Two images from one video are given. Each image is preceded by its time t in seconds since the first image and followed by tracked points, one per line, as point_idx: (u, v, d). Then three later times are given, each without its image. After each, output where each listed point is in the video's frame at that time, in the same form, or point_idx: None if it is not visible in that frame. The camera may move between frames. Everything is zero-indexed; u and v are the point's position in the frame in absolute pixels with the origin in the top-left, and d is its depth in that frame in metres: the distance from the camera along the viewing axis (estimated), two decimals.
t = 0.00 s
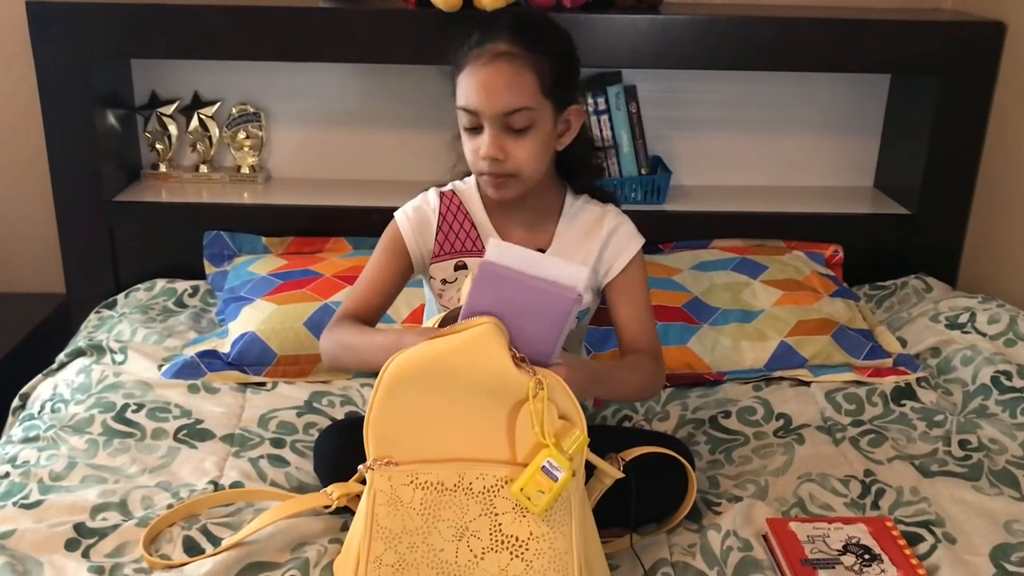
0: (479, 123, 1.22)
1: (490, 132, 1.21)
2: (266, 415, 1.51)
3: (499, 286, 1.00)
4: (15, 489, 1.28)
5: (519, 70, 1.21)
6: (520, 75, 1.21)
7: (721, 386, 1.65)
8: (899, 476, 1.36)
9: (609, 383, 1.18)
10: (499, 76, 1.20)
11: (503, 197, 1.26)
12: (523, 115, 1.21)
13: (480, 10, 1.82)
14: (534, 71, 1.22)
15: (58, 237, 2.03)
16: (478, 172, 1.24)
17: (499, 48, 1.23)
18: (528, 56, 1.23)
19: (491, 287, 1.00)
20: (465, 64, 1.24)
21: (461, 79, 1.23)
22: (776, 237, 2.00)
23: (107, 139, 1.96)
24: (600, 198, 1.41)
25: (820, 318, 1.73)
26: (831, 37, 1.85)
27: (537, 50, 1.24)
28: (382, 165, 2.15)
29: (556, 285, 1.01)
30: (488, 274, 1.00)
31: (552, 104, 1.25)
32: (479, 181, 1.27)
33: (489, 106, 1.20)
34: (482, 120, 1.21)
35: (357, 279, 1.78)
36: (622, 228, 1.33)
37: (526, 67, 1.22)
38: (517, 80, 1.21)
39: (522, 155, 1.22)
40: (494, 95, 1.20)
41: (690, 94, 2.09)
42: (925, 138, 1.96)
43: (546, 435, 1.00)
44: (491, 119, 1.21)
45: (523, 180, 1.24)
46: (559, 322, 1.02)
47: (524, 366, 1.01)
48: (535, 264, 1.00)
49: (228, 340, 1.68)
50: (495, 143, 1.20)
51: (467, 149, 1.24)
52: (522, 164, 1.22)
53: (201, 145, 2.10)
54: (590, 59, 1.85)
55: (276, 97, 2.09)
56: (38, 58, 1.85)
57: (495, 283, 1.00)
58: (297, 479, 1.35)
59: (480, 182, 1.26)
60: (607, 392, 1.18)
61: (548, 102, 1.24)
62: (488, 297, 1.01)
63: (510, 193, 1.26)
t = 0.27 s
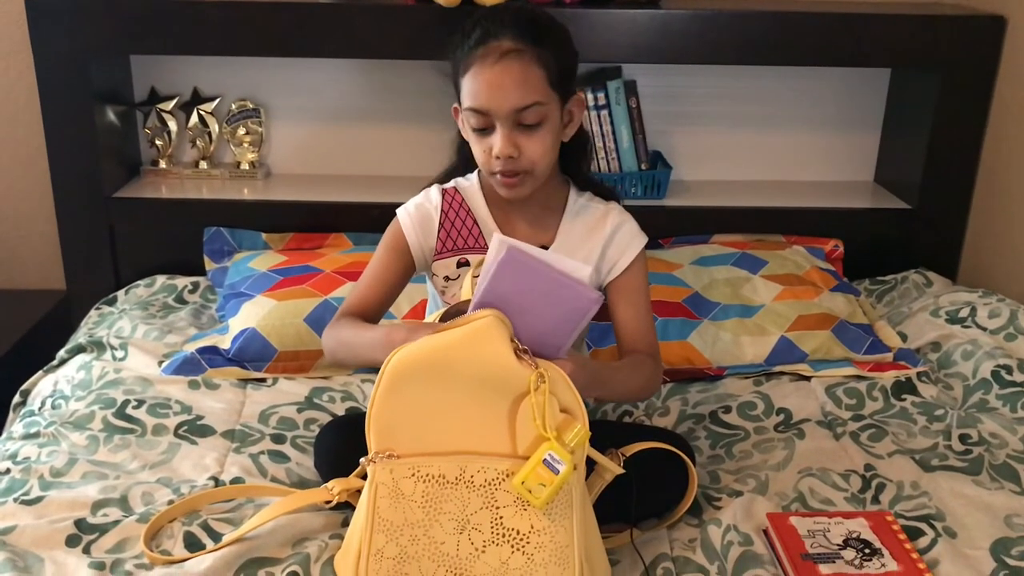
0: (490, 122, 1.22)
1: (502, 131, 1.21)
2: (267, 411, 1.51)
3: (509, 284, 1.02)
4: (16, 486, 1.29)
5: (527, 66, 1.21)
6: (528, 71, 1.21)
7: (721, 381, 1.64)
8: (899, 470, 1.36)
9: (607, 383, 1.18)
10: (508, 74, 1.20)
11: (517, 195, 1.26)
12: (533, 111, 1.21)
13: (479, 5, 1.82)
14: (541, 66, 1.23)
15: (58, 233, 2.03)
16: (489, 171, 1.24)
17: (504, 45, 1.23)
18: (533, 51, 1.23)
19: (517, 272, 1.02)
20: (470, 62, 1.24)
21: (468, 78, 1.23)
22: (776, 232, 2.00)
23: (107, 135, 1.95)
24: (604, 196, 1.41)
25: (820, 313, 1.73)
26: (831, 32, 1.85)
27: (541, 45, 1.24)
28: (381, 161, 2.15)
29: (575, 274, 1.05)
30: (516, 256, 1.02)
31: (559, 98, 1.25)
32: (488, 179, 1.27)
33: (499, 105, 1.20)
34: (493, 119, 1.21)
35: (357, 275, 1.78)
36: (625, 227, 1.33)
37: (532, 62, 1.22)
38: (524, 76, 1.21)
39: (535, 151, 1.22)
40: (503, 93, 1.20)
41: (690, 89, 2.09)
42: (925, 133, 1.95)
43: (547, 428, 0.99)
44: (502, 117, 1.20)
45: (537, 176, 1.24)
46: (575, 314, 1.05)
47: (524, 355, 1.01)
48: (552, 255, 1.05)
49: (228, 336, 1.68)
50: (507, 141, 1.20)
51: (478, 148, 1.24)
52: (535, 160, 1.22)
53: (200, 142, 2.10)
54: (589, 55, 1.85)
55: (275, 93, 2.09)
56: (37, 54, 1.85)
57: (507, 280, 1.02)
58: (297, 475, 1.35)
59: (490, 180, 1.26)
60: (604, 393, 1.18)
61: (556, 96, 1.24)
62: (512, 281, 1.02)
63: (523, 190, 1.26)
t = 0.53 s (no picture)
0: (492, 122, 1.21)
1: (504, 130, 1.20)
2: (266, 407, 1.51)
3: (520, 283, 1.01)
4: (15, 483, 1.29)
5: (528, 65, 1.21)
6: (530, 70, 1.21)
7: (720, 377, 1.65)
8: (898, 465, 1.36)
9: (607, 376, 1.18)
10: (509, 73, 1.20)
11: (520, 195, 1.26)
12: (534, 111, 1.21)
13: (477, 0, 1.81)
14: (542, 64, 1.22)
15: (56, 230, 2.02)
16: (492, 170, 1.24)
17: (505, 45, 1.23)
18: (534, 50, 1.22)
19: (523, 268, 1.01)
20: (470, 61, 1.23)
21: (469, 78, 1.23)
22: (776, 227, 2.00)
23: (105, 132, 1.95)
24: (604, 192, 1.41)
25: (820, 308, 1.73)
26: (830, 26, 1.85)
27: (542, 43, 1.24)
28: (380, 157, 2.14)
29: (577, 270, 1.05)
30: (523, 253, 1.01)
31: (560, 96, 1.25)
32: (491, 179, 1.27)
33: (500, 105, 1.20)
34: (495, 119, 1.21)
35: (356, 271, 1.78)
36: (626, 223, 1.32)
37: (533, 61, 1.22)
38: (525, 76, 1.20)
39: (538, 150, 1.22)
40: (504, 92, 1.19)
41: (689, 84, 2.09)
42: (925, 127, 1.95)
43: (547, 425, 1.00)
44: (504, 117, 1.20)
45: (540, 174, 1.24)
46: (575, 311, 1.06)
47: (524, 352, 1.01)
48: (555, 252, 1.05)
49: (227, 333, 1.67)
50: (509, 141, 1.20)
51: (480, 148, 1.23)
52: (537, 159, 1.22)
53: (199, 138, 2.09)
54: (588, 50, 1.84)
55: (273, 89, 2.08)
56: (34, 51, 1.84)
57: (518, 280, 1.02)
58: (296, 471, 1.35)
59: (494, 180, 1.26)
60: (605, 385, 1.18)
61: (557, 95, 1.24)
62: (517, 278, 1.01)
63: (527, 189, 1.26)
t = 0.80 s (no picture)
0: (490, 116, 1.21)
1: (503, 124, 1.20)
2: (266, 404, 1.51)
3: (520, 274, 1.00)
4: (15, 480, 1.28)
5: (527, 59, 1.21)
6: (529, 64, 1.21)
7: (720, 373, 1.64)
8: (898, 461, 1.36)
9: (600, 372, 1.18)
10: (508, 67, 1.20)
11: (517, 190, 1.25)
12: (533, 105, 1.20)
13: None
14: (541, 59, 1.22)
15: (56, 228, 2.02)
16: (490, 164, 1.23)
17: (504, 39, 1.23)
18: (533, 45, 1.22)
19: (522, 260, 0.99)
20: (470, 55, 1.23)
21: (469, 71, 1.23)
22: (776, 224, 2.00)
23: (104, 130, 1.95)
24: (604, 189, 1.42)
25: (820, 305, 1.73)
26: (830, 22, 1.84)
27: (541, 38, 1.24)
28: (380, 154, 2.14)
29: (583, 263, 1.01)
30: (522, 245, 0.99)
31: (559, 90, 1.25)
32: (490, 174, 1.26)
33: (499, 98, 1.20)
34: (494, 112, 1.21)
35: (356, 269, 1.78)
36: (624, 220, 1.32)
37: (532, 56, 1.22)
38: (524, 70, 1.20)
39: (536, 145, 1.21)
40: (503, 86, 1.19)
41: (689, 80, 2.08)
42: (925, 124, 1.95)
43: (548, 422, 1.00)
44: (502, 111, 1.20)
45: (537, 169, 1.23)
46: (580, 301, 1.04)
47: (524, 348, 1.01)
48: (562, 242, 1.00)
49: (227, 331, 1.68)
50: (508, 135, 1.20)
51: (479, 142, 1.23)
52: (535, 154, 1.21)
53: (198, 136, 2.09)
54: (588, 46, 1.84)
55: (273, 86, 2.08)
56: (33, 49, 1.84)
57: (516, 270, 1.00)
58: (296, 469, 1.35)
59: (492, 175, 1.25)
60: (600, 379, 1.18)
61: (556, 90, 1.24)
62: (516, 269, 1.00)
63: (525, 184, 1.25)
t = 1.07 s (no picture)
0: (491, 110, 1.21)
1: (504, 118, 1.20)
2: (268, 402, 1.51)
3: (548, 267, 0.94)
4: (17, 478, 1.28)
5: (528, 52, 1.21)
6: (529, 57, 1.21)
7: (723, 371, 1.64)
8: (901, 459, 1.36)
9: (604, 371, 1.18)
10: (509, 60, 1.20)
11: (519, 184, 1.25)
12: (534, 98, 1.20)
13: None
14: (541, 52, 1.22)
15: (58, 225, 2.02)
16: (491, 159, 1.23)
17: (504, 32, 1.22)
18: (533, 38, 1.22)
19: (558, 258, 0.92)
20: (470, 50, 1.23)
21: (469, 65, 1.22)
22: (778, 222, 2.00)
23: (106, 127, 1.95)
24: (605, 186, 1.42)
25: (822, 303, 1.73)
26: (832, 20, 1.84)
27: (541, 31, 1.23)
28: (382, 152, 2.14)
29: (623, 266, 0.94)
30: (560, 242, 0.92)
31: (559, 84, 1.25)
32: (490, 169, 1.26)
33: (500, 92, 1.19)
34: (495, 106, 1.20)
35: (358, 267, 1.78)
36: (626, 219, 1.32)
37: (533, 49, 1.22)
38: (525, 63, 1.20)
39: (538, 138, 1.21)
40: (504, 79, 1.19)
41: (691, 78, 2.08)
42: (927, 122, 1.94)
43: (549, 418, 0.99)
44: (504, 104, 1.20)
45: (539, 163, 1.23)
46: (612, 299, 0.98)
47: (526, 346, 1.01)
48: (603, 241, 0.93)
49: (228, 329, 1.68)
50: (509, 128, 1.19)
51: (479, 136, 1.23)
52: (537, 147, 1.21)
53: (200, 133, 2.09)
54: (590, 44, 1.84)
55: (275, 84, 2.08)
56: (35, 46, 1.84)
57: (546, 264, 0.93)
58: (299, 467, 1.35)
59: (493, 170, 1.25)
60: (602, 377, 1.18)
61: (557, 83, 1.24)
62: (549, 266, 0.93)
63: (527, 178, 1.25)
